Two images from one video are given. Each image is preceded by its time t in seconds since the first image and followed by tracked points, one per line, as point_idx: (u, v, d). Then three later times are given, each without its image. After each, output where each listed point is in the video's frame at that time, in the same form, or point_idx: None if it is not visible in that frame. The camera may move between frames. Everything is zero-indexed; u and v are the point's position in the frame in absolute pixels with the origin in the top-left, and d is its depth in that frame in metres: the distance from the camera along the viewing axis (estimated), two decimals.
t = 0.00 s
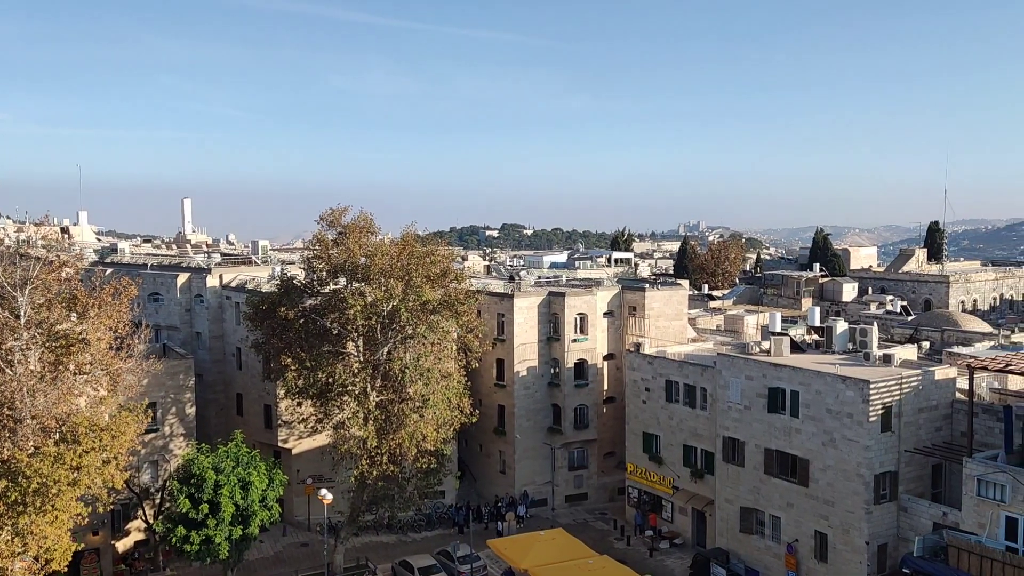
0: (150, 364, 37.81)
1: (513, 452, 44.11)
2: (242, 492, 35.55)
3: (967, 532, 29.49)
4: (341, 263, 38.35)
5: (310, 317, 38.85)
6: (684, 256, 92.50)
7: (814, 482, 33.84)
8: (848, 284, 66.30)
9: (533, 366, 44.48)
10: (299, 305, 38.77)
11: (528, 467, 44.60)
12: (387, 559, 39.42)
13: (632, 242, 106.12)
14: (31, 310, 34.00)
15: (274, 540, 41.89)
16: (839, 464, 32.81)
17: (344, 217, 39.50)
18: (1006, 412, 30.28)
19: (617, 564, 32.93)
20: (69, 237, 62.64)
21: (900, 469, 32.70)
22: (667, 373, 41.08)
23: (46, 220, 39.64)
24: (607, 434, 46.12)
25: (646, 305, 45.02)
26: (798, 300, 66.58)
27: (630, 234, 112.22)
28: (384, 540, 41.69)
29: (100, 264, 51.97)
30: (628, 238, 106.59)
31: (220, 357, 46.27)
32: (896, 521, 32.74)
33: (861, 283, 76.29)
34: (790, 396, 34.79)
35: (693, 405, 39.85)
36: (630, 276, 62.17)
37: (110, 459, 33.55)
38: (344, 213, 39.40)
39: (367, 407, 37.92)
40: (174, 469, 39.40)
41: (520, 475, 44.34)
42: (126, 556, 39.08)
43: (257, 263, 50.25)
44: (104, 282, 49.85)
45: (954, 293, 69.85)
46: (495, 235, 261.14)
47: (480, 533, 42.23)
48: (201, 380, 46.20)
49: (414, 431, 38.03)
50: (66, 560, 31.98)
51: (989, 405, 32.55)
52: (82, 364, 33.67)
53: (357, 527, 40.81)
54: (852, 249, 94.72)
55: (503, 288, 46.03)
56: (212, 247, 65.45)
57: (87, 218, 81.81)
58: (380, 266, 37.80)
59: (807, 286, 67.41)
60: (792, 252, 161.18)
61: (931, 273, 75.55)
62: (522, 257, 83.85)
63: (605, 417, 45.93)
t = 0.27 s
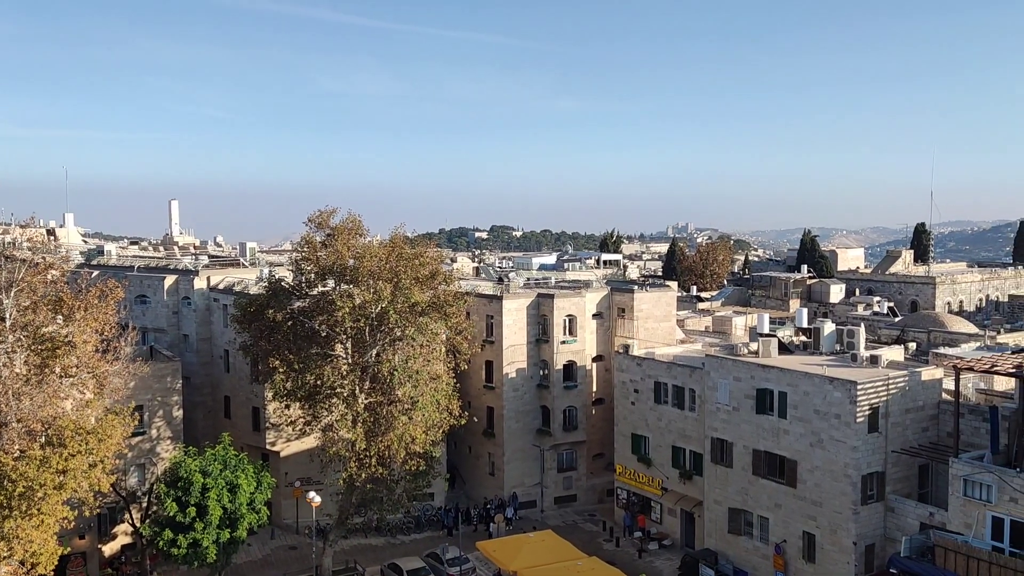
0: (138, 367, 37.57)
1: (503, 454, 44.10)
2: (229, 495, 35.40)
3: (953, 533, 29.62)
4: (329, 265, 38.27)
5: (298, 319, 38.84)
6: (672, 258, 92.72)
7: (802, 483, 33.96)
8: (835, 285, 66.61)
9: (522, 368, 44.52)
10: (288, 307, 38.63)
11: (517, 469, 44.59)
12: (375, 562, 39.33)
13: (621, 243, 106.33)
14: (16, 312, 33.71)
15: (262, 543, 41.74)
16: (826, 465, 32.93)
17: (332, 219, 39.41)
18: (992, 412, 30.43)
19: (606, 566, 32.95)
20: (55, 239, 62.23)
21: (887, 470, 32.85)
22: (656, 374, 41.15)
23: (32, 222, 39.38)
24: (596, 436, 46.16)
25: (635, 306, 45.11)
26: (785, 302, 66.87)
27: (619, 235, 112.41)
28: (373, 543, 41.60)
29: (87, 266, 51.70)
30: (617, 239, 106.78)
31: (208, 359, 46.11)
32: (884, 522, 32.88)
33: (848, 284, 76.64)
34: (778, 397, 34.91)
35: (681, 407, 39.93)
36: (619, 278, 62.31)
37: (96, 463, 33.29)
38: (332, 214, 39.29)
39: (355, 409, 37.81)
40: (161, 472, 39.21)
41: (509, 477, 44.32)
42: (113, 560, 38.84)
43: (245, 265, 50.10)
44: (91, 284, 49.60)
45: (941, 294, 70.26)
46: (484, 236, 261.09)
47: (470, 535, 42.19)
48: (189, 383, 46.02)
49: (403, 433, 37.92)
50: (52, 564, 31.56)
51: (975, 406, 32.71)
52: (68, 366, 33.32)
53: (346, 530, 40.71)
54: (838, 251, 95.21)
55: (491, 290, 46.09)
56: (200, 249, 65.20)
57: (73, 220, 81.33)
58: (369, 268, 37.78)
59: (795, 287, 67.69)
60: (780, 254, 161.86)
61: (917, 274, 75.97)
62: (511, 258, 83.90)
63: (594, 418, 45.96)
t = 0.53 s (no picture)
0: (126, 370, 37.38)
1: (493, 455, 44.07)
2: (218, 498, 35.26)
3: (942, 533, 29.75)
4: (318, 267, 38.16)
5: (287, 321, 38.48)
6: (662, 259, 92.89)
7: (791, 484, 34.05)
8: (824, 286, 66.87)
9: (513, 370, 44.49)
10: (277, 309, 38.49)
11: (507, 471, 44.58)
12: (365, 565, 39.23)
13: (611, 245, 106.49)
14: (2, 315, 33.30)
15: (251, 546, 41.58)
16: (815, 466, 33.03)
17: (321, 220, 39.29)
18: (980, 413, 30.55)
19: (596, 568, 32.96)
20: (42, 241, 61.87)
21: (875, 470, 32.98)
22: (646, 376, 41.19)
23: (19, 224, 39.11)
24: (586, 437, 46.20)
25: (625, 308, 45.19)
26: (775, 303, 67.11)
27: (609, 237, 112.57)
28: (362, 545, 41.49)
29: (74, 268, 51.44)
30: (607, 241, 106.95)
31: (197, 362, 45.94)
32: (873, 522, 33.00)
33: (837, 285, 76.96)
34: (767, 398, 35.01)
35: (671, 408, 40.00)
36: (609, 279, 62.38)
37: (84, 466, 33.14)
38: (321, 216, 39.18)
39: (345, 412, 37.69)
40: (149, 475, 39.04)
41: (499, 479, 44.30)
42: (101, 563, 38.62)
43: (234, 267, 49.95)
44: (78, 286, 49.33)
45: (929, 296, 70.62)
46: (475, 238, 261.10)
47: (460, 537, 42.14)
48: (177, 386, 45.83)
49: (393, 436, 37.75)
50: (39, 569, 31.28)
51: (963, 407, 32.87)
52: (56, 369, 33.06)
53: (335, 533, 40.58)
54: (828, 252, 95.60)
55: (482, 291, 45.98)
56: (188, 251, 64.95)
57: (60, 222, 80.87)
58: (358, 269, 37.64)
59: (783, 289, 67.94)
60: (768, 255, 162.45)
61: (906, 276, 76.34)
62: (501, 260, 83.90)
63: (585, 420, 46.00)
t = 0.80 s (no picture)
0: (114, 373, 37.17)
1: (484, 457, 44.02)
2: (208, 501, 35.11)
3: (931, 534, 29.84)
4: (309, 269, 38.04)
5: (278, 323, 38.45)
6: (652, 261, 93.04)
7: (781, 485, 34.13)
8: (814, 288, 67.11)
9: (504, 372, 44.46)
10: (267, 311, 38.37)
11: (498, 473, 44.53)
12: (356, 567, 39.09)
13: (601, 247, 106.63)
14: None
15: (241, 550, 41.39)
16: (805, 467, 33.11)
17: (311, 222, 39.15)
18: (969, 414, 30.67)
19: (587, 569, 32.96)
20: (30, 243, 61.51)
21: (865, 471, 33.08)
22: (637, 377, 41.23)
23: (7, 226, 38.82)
24: (577, 439, 46.20)
25: (616, 310, 45.26)
26: (765, 306, 67.32)
27: (599, 239, 112.75)
28: (353, 548, 41.35)
29: (62, 270, 51.15)
30: (598, 243, 107.08)
31: (186, 364, 45.75)
32: (862, 523, 33.08)
33: (827, 287, 77.24)
34: (757, 399, 35.07)
35: (662, 410, 40.04)
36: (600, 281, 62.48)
37: (72, 469, 33.00)
38: (311, 218, 39.06)
39: (335, 414, 37.58)
40: (138, 478, 38.85)
41: (490, 481, 44.26)
42: (89, 567, 38.39)
43: (223, 269, 49.77)
44: (66, 289, 49.06)
45: (917, 297, 70.95)
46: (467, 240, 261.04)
47: (451, 539, 42.07)
48: (167, 389, 45.61)
49: (383, 438, 37.71)
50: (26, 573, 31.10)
51: (951, 408, 33.01)
52: (44, 372, 32.19)
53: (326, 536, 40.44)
54: (817, 254, 95.98)
55: (472, 293, 45.95)
56: (178, 254, 64.71)
57: (48, 224, 80.45)
58: (348, 271, 37.50)
59: (773, 290, 68.15)
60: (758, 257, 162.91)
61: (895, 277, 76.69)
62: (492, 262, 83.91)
63: (575, 422, 46.02)
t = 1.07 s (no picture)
0: (104, 375, 36.96)
1: (475, 459, 43.98)
2: (198, 504, 34.96)
3: (921, 534, 29.92)
4: (299, 271, 37.92)
5: (269, 325, 38.54)
6: (644, 262, 93.18)
7: (772, 486, 34.19)
8: (804, 289, 67.30)
9: (495, 373, 44.43)
10: (258, 313, 38.29)
11: (490, 475, 44.49)
12: (347, 570, 38.97)
13: (593, 249, 106.74)
14: None
15: (231, 553, 41.22)
16: (796, 468, 33.17)
17: (302, 224, 39.04)
18: (958, 414, 30.79)
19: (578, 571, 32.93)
20: (18, 244, 61.16)
21: (855, 472, 33.16)
22: (628, 378, 41.25)
23: None
24: (569, 441, 46.21)
25: (607, 311, 45.35)
26: (755, 307, 67.52)
27: (591, 240, 112.92)
28: (344, 551, 41.23)
29: (51, 272, 50.90)
30: (589, 244, 107.23)
31: (176, 366, 45.58)
32: (853, 523, 33.16)
33: (817, 289, 77.48)
34: (748, 400, 35.13)
35: (653, 411, 40.08)
36: (591, 283, 62.56)
37: (61, 472, 32.77)
38: (302, 219, 38.95)
39: (326, 416, 37.48)
40: (128, 481, 38.67)
41: (482, 483, 44.22)
42: (78, 570, 38.17)
43: (213, 271, 49.63)
44: (55, 291, 48.82)
45: (907, 299, 71.22)
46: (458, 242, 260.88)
47: (442, 541, 41.99)
48: (157, 391, 45.43)
49: (374, 440, 37.63)
50: None
51: (941, 408, 33.13)
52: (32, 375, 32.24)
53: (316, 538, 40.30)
54: (808, 256, 96.30)
55: (464, 295, 45.92)
56: (168, 255, 64.47)
57: (37, 226, 80.04)
58: (339, 273, 37.38)
59: (764, 292, 68.33)
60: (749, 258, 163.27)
61: (885, 279, 77.00)
62: (484, 264, 83.88)
63: (567, 423, 46.03)
